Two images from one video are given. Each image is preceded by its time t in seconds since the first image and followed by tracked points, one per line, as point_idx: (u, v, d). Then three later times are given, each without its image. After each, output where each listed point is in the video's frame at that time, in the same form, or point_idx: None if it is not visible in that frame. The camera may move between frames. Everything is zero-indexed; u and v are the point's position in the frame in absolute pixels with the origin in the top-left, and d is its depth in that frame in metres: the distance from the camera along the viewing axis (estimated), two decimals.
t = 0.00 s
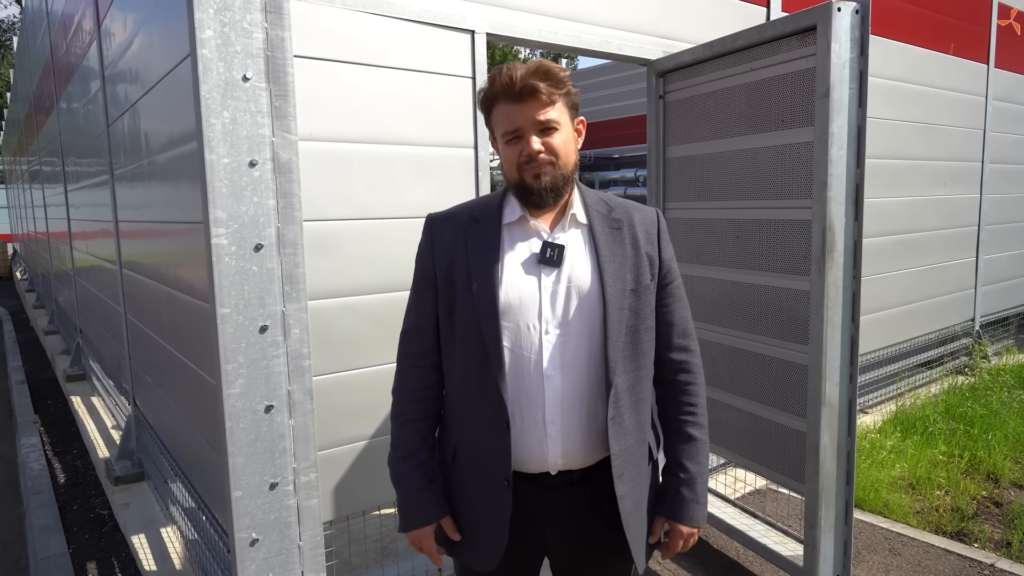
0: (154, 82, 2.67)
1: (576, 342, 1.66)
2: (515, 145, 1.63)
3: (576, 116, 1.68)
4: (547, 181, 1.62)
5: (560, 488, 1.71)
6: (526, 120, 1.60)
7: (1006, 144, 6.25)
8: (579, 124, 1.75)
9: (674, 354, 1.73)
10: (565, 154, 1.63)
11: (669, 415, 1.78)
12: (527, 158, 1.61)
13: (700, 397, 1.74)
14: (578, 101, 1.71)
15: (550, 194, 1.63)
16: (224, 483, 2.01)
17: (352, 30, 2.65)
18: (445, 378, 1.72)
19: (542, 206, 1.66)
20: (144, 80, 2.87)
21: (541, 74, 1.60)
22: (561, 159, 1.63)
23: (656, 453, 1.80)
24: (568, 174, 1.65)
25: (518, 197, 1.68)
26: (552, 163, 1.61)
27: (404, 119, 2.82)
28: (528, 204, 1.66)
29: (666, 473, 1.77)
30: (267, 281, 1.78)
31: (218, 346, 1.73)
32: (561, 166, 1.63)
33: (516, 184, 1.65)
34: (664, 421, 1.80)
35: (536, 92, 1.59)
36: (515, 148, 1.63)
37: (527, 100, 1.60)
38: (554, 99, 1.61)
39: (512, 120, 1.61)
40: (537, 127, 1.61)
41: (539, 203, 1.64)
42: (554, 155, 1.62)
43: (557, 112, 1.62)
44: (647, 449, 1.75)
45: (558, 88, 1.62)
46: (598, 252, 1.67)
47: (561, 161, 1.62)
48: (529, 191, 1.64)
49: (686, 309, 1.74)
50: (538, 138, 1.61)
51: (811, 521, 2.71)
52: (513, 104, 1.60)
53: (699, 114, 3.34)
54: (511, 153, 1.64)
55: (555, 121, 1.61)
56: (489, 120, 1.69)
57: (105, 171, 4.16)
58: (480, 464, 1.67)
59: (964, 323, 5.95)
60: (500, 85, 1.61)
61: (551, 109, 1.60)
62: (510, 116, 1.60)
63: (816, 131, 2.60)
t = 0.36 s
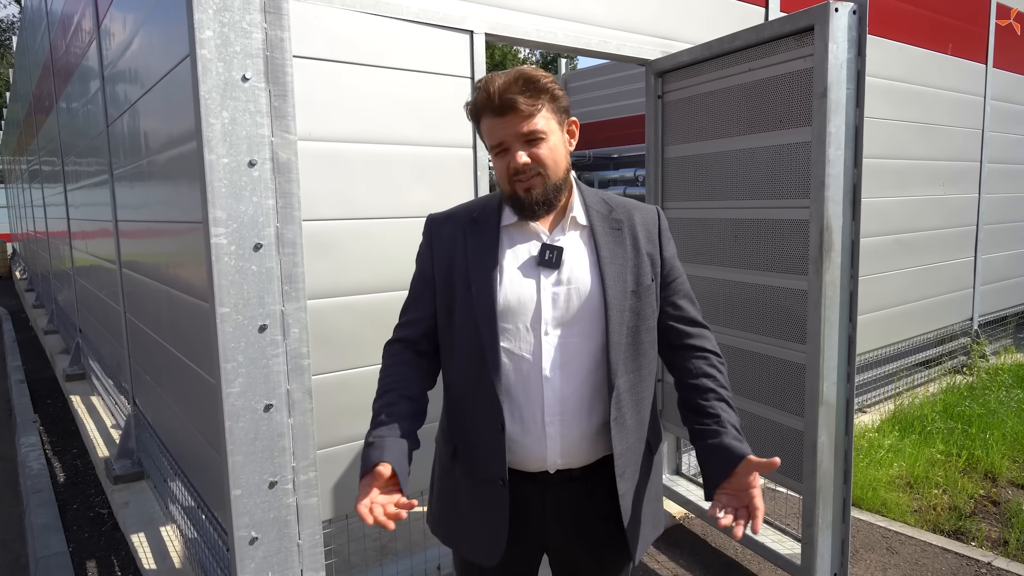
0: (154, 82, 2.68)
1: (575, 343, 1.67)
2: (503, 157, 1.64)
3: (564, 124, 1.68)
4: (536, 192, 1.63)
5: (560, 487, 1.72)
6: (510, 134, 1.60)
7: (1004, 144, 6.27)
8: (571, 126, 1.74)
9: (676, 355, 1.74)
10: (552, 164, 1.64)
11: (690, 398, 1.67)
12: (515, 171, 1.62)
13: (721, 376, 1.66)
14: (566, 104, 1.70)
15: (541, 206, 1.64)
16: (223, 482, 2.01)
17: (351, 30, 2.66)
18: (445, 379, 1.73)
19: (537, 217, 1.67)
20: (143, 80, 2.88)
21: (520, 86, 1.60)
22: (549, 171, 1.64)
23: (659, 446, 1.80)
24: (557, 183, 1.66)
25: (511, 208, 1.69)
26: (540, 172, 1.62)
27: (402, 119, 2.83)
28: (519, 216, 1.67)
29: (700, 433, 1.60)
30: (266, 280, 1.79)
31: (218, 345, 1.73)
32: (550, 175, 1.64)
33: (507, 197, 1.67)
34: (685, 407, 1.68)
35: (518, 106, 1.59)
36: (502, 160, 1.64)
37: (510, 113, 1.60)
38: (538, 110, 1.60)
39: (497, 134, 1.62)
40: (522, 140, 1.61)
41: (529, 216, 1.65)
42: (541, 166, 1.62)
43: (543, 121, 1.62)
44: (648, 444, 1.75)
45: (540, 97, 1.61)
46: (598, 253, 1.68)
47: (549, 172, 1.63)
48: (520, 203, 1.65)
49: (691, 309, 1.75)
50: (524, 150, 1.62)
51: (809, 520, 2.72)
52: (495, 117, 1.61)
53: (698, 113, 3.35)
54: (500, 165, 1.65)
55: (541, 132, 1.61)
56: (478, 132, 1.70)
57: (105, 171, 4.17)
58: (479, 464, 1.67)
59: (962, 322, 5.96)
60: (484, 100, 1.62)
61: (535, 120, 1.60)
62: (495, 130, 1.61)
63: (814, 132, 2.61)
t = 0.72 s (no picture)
0: (153, 78, 2.68)
1: (575, 340, 1.67)
2: (508, 147, 1.64)
3: (572, 120, 1.68)
4: (539, 185, 1.62)
5: (560, 483, 1.72)
6: (520, 123, 1.60)
7: (1004, 141, 6.27)
8: (577, 125, 1.74)
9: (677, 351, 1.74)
10: (558, 159, 1.63)
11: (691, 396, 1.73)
12: (519, 162, 1.62)
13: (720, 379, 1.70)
14: (575, 102, 1.70)
15: (541, 199, 1.64)
16: (223, 478, 2.02)
17: (350, 27, 2.65)
18: (444, 377, 1.74)
19: (535, 210, 1.66)
20: (142, 76, 2.88)
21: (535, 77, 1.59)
22: (554, 164, 1.63)
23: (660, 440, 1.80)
24: (560, 178, 1.65)
25: (510, 199, 1.68)
26: (543, 166, 1.62)
27: (402, 115, 2.83)
28: (519, 208, 1.67)
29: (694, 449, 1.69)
30: (266, 277, 1.79)
31: (218, 341, 1.74)
32: (554, 170, 1.63)
33: (509, 186, 1.66)
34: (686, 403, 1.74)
35: (531, 96, 1.58)
36: (508, 150, 1.63)
37: (522, 103, 1.59)
38: (550, 103, 1.60)
39: (505, 122, 1.61)
40: (530, 131, 1.61)
41: (529, 208, 1.65)
42: (547, 159, 1.62)
43: (552, 114, 1.61)
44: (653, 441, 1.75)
45: (554, 90, 1.61)
46: (598, 250, 1.68)
47: (555, 166, 1.62)
48: (521, 194, 1.64)
49: (689, 305, 1.75)
50: (531, 141, 1.61)
51: (808, 516, 2.73)
52: (506, 105, 1.60)
53: (697, 110, 3.34)
54: (505, 154, 1.64)
55: (550, 125, 1.60)
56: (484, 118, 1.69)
57: (104, 167, 4.17)
58: (478, 461, 1.67)
59: (961, 319, 5.97)
60: (495, 85, 1.61)
61: (546, 113, 1.60)
62: (504, 118, 1.60)
63: (813, 128, 2.61)
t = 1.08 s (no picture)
0: (153, 78, 2.68)
1: (576, 339, 1.67)
2: (533, 129, 1.63)
3: (592, 119, 1.72)
4: (558, 173, 1.62)
5: (560, 482, 1.73)
6: (551, 107, 1.61)
7: (1003, 141, 6.28)
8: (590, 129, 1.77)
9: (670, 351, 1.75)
10: (578, 151, 1.65)
11: (656, 404, 1.80)
12: (543, 145, 1.62)
13: (688, 390, 1.77)
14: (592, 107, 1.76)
15: (559, 186, 1.63)
16: (224, 478, 2.02)
17: (350, 27, 2.65)
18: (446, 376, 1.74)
19: (549, 198, 1.65)
20: (142, 76, 2.88)
21: (571, 67, 1.63)
22: (573, 155, 1.64)
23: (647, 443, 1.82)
24: (576, 171, 1.67)
25: (525, 184, 1.66)
26: (565, 153, 1.63)
27: (402, 115, 2.83)
28: (534, 193, 1.65)
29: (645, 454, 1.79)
30: (267, 277, 1.79)
31: (218, 341, 1.74)
32: (572, 160, 1.64)
33: (527, 170, 1.64)
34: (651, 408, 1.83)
35: (564, 83, 1.61)
36: (533, 132, 1.63)
37: (555, 88, 1.62)
38: (580, 95, 1.64)
39: (536, 104, 1.61)
40: (558, 117, 1.62)
41: (546, 194, 1.63)
42: (569, 148, 1.63)
43: (579, 108, 1.65)
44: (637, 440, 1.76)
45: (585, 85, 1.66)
46: (599, 250, 1.69)
47: (575, 156, 1.64)
48: (538, 179, 1.63)
49: (684, 305, 1.76)
50: (558, 127, 1.63)
51: (807, 515, 2.73)
52: (541, 88, 1.61)
53: (697, 110, 3.35)
54: (528, 137, 1.63)
55: (576, 116, 1.64)
56: (507, 102, 1.68)
57: (104, 167, 4.17)
58: (484, 458, 1.69)
59: (960, 319, 5.97)
60: (530, 68, 1.62)
61: (576, 104, 1.64)
62: (537, 99, 1.60)
63: (813, 127, 2.61)
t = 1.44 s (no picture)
0: (153, 80, 2.68)
1: (576, 339, 1.67)
2: (535, 131, 1.64)
3: (595, 120, 1.72)
4: (561, 174, 1.63)
5: (561, 483, 1.73)
6: (553, 109, 1.61)
7: (1002, 142, 6.29)
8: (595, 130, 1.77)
9: (672, 352, 1.75)
10: (580, 152, 1.66)
11: (673, 411, 1.79)
12: (545, 147, 1.63)
13: (705, 393, 1.76)
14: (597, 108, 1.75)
15: (562, 188, 1.63)
16: (224, 478, 2.02)
17: (351, 28, 2.66)
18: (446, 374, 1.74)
19: (552, 200, 1.65)
20: (142, 77, 2.88)
21: (574, 69, 1.63)
22: (575, 156, 1.65)
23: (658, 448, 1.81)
24: (579, 172, 1.67)
25: (527, 186, 1.67)
26: (567, 155, 1.63)
27: (402, 116, 2.83)
28: (536, 195, 1.65)
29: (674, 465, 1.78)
30: (267, 278, 1.79)
31: (218, 342, 1.74)
32: (575, 162, 1.65)
33: (529, 172, 1.65)
34: (668, 416, 1.81)
35: (566, 85, 1.62)
36: (535, 134, 1.64)
37: (557, 90, 1.62)
38: (582, 97, 1.64)
39: (538, 106, 1.62)
40: (560, 119, 1.62)
41: (549, 195, 1.64)
42: (571, 149, 1.64)
43: (581, 109, 1.65)
44: (647, 445, 1.76)
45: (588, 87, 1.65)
46: (601, 251, 1.69)
47: (577, 158, 1.64)
48: (540, 181, 1.64)
49: (686, 308, 1.76)
50: (560, 129, 1.63)
51: (806, 516, 2.74)
52: (543, 90, 1.62)
53: (697, 111, 3.35)
54: (530, 139, 1.64)
55: (578, 117, 1.64)
56: (511, 104, 1.69)
57: (104, 168, 4.17)
58: (479, 458, 1.69)
59: (960, 320, 5.98)
60: (532, 70, 1.63)
61: (579, 106, 1.64)
62: (538, 101, 1.61)
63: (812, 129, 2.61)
